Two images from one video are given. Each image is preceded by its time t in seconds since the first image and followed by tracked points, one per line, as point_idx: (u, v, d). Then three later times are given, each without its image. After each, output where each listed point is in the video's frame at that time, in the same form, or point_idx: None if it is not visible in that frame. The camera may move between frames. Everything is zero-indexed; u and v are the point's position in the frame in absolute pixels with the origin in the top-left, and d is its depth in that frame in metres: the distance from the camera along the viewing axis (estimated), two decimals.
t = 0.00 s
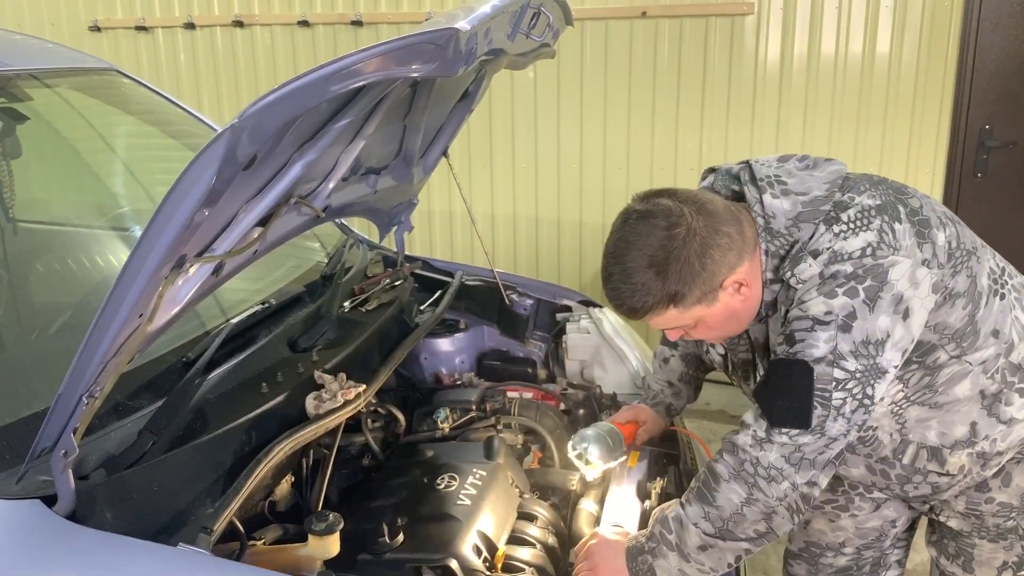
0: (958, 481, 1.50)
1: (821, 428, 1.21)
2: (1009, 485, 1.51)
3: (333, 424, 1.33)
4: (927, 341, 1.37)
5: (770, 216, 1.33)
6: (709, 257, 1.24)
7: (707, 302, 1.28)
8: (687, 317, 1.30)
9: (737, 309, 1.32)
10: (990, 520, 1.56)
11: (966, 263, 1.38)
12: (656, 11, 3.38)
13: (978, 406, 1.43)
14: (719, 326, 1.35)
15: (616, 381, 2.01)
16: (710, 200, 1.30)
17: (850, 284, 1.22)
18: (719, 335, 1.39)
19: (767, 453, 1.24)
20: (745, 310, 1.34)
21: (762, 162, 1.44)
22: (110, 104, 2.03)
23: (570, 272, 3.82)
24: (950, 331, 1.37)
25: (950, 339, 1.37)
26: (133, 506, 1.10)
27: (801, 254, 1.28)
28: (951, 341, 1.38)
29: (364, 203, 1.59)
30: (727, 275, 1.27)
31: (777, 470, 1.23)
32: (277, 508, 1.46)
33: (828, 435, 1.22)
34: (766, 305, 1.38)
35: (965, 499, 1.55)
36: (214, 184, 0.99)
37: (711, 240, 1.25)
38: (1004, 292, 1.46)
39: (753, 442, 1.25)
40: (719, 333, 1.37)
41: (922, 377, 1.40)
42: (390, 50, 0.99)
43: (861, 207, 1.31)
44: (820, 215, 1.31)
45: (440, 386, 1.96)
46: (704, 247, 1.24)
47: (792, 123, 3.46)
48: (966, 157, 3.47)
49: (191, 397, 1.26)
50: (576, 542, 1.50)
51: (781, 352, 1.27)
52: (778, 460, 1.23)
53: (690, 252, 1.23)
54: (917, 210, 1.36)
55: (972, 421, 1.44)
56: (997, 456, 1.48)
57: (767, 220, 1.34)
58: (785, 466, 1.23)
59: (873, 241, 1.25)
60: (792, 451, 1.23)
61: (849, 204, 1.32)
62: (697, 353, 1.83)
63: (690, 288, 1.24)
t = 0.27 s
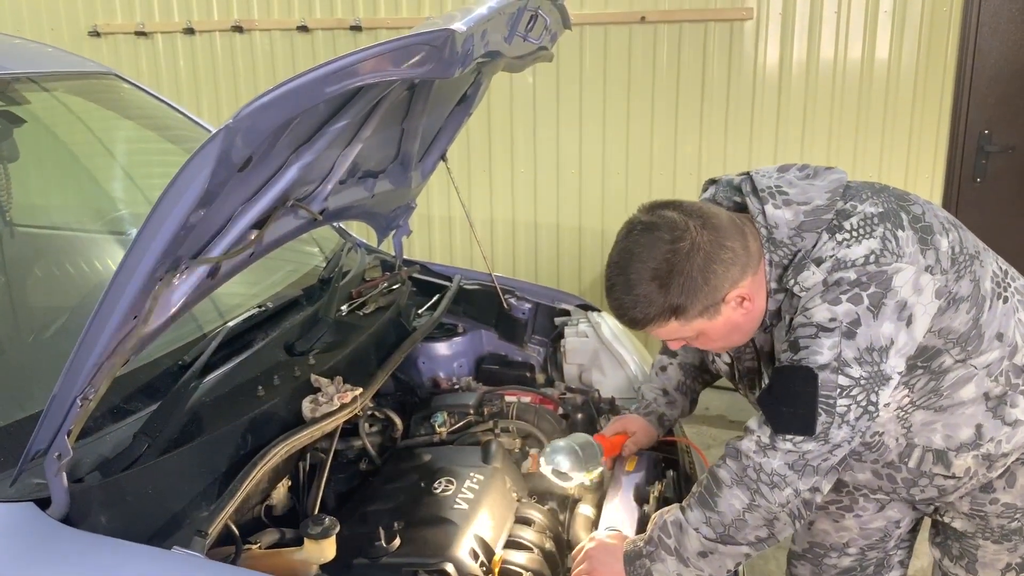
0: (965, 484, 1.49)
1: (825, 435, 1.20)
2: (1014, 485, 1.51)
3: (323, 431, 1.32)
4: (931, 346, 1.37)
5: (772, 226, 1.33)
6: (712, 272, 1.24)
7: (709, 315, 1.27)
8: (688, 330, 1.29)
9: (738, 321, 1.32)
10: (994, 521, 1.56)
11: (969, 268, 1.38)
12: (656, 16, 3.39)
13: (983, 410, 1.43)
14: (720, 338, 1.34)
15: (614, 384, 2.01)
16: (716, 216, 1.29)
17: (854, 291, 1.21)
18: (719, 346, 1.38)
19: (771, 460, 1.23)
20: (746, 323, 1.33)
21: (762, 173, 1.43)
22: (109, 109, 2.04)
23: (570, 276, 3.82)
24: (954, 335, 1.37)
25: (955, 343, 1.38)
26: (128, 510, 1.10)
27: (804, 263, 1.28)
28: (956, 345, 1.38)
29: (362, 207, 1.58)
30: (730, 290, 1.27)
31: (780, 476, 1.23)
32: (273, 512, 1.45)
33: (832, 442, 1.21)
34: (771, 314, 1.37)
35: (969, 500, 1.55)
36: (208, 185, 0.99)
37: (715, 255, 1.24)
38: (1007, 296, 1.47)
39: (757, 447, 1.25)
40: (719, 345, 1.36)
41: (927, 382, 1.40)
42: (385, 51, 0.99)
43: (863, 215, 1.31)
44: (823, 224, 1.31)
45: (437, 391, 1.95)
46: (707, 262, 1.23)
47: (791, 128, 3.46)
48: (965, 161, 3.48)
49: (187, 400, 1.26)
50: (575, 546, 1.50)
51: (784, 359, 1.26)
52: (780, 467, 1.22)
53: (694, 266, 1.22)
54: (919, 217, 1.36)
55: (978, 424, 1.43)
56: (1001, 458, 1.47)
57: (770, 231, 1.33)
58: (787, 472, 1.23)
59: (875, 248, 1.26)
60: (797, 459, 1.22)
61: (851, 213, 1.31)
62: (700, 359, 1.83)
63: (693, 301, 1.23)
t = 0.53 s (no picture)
0: (972, 486, 1.50)
1: (839, 457, 1.20)
2: (1018, 483, 1.50)
3: (315, 434, 1.32)
4: (937, 357, 1.37)
5: (776, 249, 1.30)
6: (722, 305, 1.21)
7: (716, 345, 1.25)
8: (695, 360, 1.27)
9: (745, 348, 1.29)
10: (998, 519, 1.56)
11: (971, 278, 1.37)
12: (655, 18, 3.38)
13: (987, 411, 1.43)
14: (727, 367, 1.32)
15: (612, 386, 2.00)
16: (724, 244, 1.27)
17: (863, 310, 1.20)
18: (728, 374, 1.36)
19: (785, 482, 1.22)
20: (753, 349, 1.31)
21: (759, 194, 1.40)
22: (107, 109, 2.03)
23: (569, 279, 3.81)
24: (958, 345, 1.37)
25: (958, 353, 1.38)
26: (121, 510, 1.09)
27: (810, 282, 1.27)
28: (959, 354, 1.38)
29: (359, 207, 1.58)
30: (738, 319, 1.24)
31: (793, 498, 1.22)
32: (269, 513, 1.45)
33: (846, 462, 1.20)
34: (777, 334, 1.36)
35: (974, 497, 1.54)
36: (201, 182, 0.98)
37: (724, 286, 1.22)
38: (1006, 301, 1.46)
39: (772, 468, 1.24)
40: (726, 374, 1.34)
41: (932, 392, 1.40)
42: (380, 48, 0.99)
43: (866, 233, 1.29)
44: (826, 244, 1.29)
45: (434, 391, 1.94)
46: (717, 295, 1.21)
47: (790, 132, 3.46)
48: (965, 162, 3.46)
49: (182, 399, 1.25)
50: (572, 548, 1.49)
51: (793, 379, 1.25)
52: (795, 489, 1.22)
53: (703, 300, 1.20)
54: (921, 232, 1.35)
55: (983, 426, 1.44)
56: (1009, 457, 1.47)
57: (773, 254, 1.31)
58: (802, 493, 1.22)
59: (881, 266, 1.24)
60: (811, 481, 1.21)
61: (853, 230, 1.29)
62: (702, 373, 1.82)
63: (701, 333, 1.21)
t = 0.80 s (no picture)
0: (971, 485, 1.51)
1: (847, 473, 1.20)
2: (1015, 478, 1.54)
3: (315, 431, 1.31)
4: (935, 366, 1.38)
5: (774, 270, 1.30)
6: (726, 336, 1.21)
7: (720, 376, 1.24)
8: (699, 389, 1.27)
9: (748, 376, 1.30)
10: (998, 515, 1.58)
11: (965, 287, 1.37)
12: (655, 17, 3.38)
13: (983, 411, 1.45)
14: (728, 392, 1.32)
15: (609, 387, 2.04)
16: (727, 274, 1.26)
17: (864, 323, 1.20)
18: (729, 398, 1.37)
19: (792, 501, 1.23)
20: (755, 376, 1.31)
21: (750, 214, 1.41)
22: (105, 108, 2.03)
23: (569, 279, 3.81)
24: (954, 353, 1.38)
25: (955, 360, 1.38)
26: (117, 508, 1.09)
27: (809, 297, 1.27)
28: (956, 361, 1.39)
29: (358, 205, 1.57)
30: (742, 350, 1.24)
31: (798, 516, 1.24)
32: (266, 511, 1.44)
33: (854, 478, 1.20)
34: (777, 353, 1.37)
35: (975, 493, 1.57)
36: (198, 178, 0.97)
37: (728, 317, 1.21)
38: (999, 306, 1.46)
39: (779, 487, 1.25)
40: (727, 399, 1.34)
41: (931, 399, 1.41)
42: (378, 44, 0.98)
43: (863, 245, 1.28)
44: (823, 261, 1.29)
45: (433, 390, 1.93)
46: (721, 327, 1.20)
47: (791, 132, 3.45)
48: (966, 163, 3.45)
49: (179, 397, 1.25)
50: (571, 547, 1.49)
51: (797, 395, 1.25)
52: (803, 508, 1.23)
53: (708, 333, 1.19)
54: (917, 242, 1.34)
55: (981, 426, 1.45)
56: (1005, 454, 1.50)
57: (771, 274, 1.31)
58: (808, 512, 1.23)
59: (881, 278, 1.23)
60: (818, 500, 1.22)
61: (850, 244, 1.29)
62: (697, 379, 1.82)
63: (705, 364, 1.21)
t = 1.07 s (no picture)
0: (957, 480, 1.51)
1: (845, 467, 1.18)
2: (1005, 473, 1.53)
3: (317, 425, 1.32)
4: (926, 357, 1.36)
5: (764, 261, 1.30)
6: (715, 322, 1.20)
7: (707, 363, 1.23)
8: (685, 377, 1.25)
9: (734, 364, 1.28)
10: (987, 511, 1.58)
11: (957, 277, 1.35)
12: (656, 13, 3.37)
13: (972, 407, 1.43)
14: (716, 381, 1.31)
15: (610, 382, 2.02)
16: (717, 260, 1.25)
17: (857, 315, 1.19)
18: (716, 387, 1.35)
19: (790, 497, 1.21)
20: (743, 365, 1.30)
21: (740, 205, 1.40)
22: (106, 102, 2.02)
23: (569, 275, 3.81)
24: (946, 345, 1.35)
25: (947, 353, 1.36)
26: (116, 503, 1.09)
27: (799, 292, 1.26)
28: (947, 353, 1.36)
29: (359, 200, 1.57)
30: (730, 338, 1.23)
31: (798, 513, 1.22)
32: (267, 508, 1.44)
33: (851, 472, 1.19)
34: (767, 344, 1.36)
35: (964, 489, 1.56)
36: (197, 171, 0.97)
37: (718, 303, 1.20)
38: (989, 298, 1.45)
39: (777, 482, 1.22)
40: (714, 388, 1.33)
41: (922, 392, 1.39)
42: (378, 37, 0.98)
43: (854, 236, 1.27)
44: (814, 253, 1.28)
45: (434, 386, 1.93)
46: (710, 312, 1.19)
47: (792, 128, 3.44)
48: (967, 161, 3.45)
49: (178, 392, 1.24)
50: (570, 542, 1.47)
51: (791, 390, 1.24)
52: (801, 505, 1.21)
53: (696, 318, 1.18)
54: (908, 232, 1.33)
55: (970, 422, 1.44)
56: (994, 449, 1.49)
57: (762, 266, 1.30)
58: (808, 509, 1.21)
59: (873, 269, 1.22)
60: (817, 495, 1.20)
61: (841, 235, 1.28)
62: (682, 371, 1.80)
63: (693, 350, 1.20)
